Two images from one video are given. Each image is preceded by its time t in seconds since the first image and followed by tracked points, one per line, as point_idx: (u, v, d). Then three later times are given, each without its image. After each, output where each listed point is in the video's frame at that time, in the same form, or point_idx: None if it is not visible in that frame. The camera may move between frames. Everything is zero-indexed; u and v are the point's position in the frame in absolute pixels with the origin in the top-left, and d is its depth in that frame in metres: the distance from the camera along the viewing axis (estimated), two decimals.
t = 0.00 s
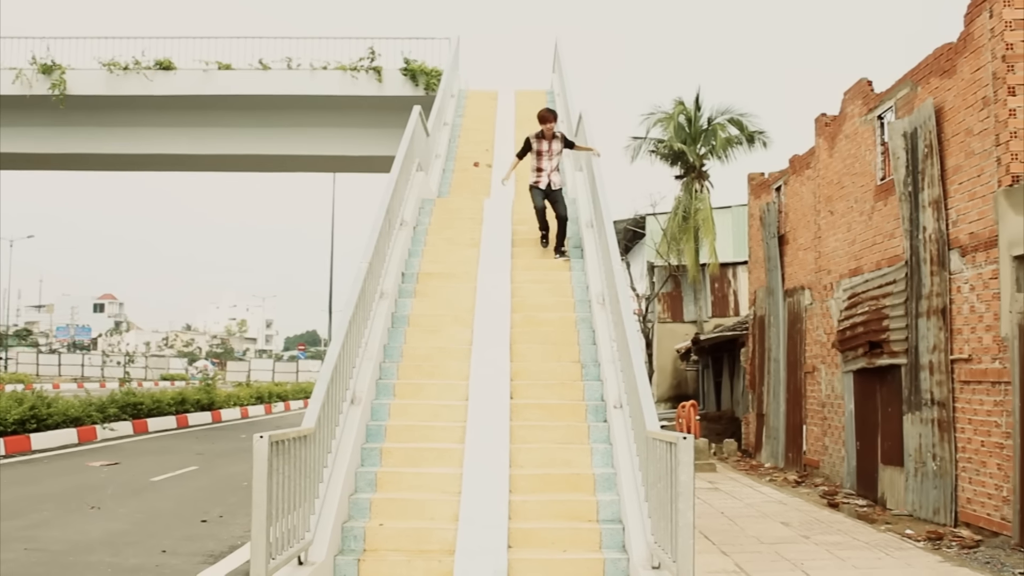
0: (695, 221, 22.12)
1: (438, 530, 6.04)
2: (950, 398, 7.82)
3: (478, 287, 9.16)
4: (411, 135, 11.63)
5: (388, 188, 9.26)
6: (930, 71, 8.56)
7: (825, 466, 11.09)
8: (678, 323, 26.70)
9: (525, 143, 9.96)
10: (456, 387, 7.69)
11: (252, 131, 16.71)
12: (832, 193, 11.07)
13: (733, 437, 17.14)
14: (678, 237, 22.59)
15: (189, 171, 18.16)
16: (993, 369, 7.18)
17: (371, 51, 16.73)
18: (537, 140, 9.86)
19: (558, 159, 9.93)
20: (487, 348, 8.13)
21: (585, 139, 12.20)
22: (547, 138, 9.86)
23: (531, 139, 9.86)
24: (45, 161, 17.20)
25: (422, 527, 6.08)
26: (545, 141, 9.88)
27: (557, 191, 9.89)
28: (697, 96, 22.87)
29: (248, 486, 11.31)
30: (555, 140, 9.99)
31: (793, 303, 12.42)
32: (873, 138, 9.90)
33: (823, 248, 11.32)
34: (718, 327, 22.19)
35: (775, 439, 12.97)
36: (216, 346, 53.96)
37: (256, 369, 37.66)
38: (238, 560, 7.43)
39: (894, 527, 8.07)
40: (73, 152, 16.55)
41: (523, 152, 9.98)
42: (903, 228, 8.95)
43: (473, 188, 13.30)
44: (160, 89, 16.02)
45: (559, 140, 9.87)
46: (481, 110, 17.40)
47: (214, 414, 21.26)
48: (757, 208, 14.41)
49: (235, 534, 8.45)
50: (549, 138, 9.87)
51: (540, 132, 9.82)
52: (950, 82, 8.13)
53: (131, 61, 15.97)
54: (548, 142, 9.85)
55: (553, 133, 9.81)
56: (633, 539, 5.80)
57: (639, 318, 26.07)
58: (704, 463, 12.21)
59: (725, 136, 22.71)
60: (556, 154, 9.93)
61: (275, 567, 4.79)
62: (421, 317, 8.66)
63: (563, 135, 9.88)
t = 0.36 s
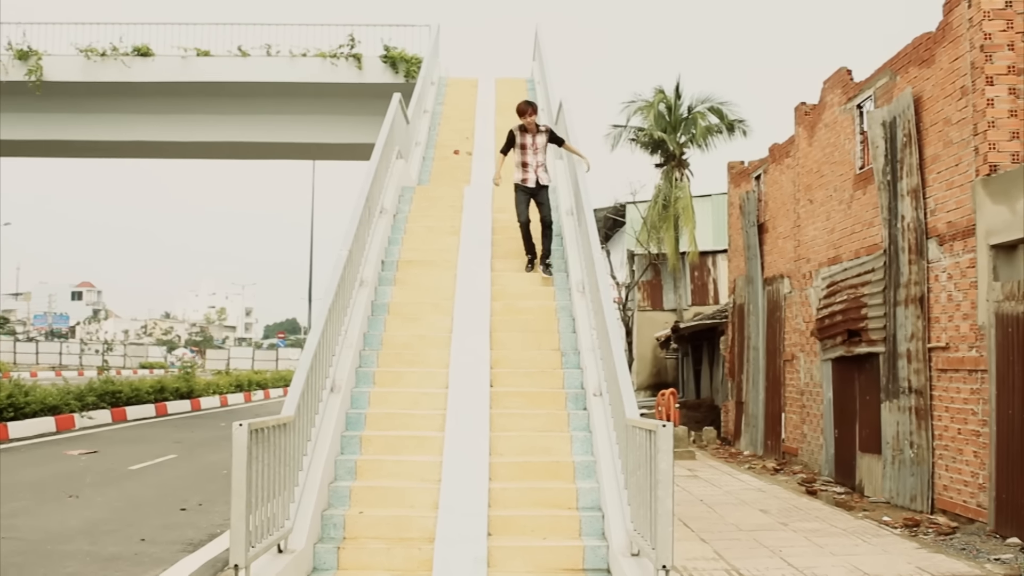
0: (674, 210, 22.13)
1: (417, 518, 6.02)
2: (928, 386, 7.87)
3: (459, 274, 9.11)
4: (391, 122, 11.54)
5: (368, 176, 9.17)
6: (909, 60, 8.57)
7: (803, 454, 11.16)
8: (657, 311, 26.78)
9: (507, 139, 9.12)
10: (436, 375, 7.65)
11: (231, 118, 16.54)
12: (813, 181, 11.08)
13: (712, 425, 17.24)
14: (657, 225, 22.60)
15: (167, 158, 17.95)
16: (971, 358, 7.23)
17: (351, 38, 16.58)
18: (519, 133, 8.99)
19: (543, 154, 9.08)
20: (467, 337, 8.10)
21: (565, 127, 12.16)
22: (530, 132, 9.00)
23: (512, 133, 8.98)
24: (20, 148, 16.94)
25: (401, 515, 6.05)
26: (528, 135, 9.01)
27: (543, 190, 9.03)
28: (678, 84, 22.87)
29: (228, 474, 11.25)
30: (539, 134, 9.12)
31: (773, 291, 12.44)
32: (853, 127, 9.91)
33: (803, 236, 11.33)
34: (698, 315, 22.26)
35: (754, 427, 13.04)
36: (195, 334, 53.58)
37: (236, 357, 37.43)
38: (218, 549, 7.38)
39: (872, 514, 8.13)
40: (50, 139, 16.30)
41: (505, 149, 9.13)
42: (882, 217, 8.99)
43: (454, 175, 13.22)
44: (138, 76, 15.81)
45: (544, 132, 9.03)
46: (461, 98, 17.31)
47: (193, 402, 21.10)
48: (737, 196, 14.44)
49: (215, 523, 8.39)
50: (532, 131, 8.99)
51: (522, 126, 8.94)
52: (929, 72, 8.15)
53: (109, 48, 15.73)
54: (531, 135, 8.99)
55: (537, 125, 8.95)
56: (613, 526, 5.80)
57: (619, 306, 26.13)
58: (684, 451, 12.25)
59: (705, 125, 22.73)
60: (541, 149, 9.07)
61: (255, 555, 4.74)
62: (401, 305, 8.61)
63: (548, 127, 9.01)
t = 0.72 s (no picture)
0: (661, 199, 22.12)
1: (404, 507, 6.00)
2: (912, 374, 7.92)
3: (445, 263, 9.09)
4: (377, 110, 11.47)
5: (354, 164, 9.12)
6: (894, 50, 8.59)
7: (788, 443, 11.22)
8: (644, 300, 26.82)
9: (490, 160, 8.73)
10: (423, 363, 7.63)
11: (217, 106, 16.40)
12: (799, 171, 11.09)
13: (698, 414, 17.30)
14: (644, 214, 22.60)
15: (151, 146, 17.79)
16: (955, 346, 7.27)
17: (337, 25, 16.45)
18: (502, 151, 8.59)
19: (529, 172, 8.61)
20: (453, 325, 8.08)
21: (551, 115, 12.13)
22: (513, 149, 8.58)
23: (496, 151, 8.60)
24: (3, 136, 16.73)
25: (388, 504, 6.03)
26: (511, 153, 8.58)
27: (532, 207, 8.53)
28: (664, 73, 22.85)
29: (214, 463, 11.20)
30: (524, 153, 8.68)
31: (759, 280, 12.48)
32: (838, 116, 9.93)
33: (789, 225, 11.35)
34: (684, 304, 22.31)
35: (739, 416, 13.10)
36: (180, 323, 53.32)
37: (221, 346, 37.27)
38: (205, 537, 7.35)
39: (856, 502, 8.18)
40: (33, 127, 16.12)
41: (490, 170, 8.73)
42: (867, 206, 9.02)
43: (440, 164, 13.16)
44: (122, 63, 15.64)
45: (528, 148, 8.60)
46: (448, 86, 17.23)
47: (179, 391, 21.00)
48: (723, 185, 14.46)
49: (201, 511, 8.36)
50: (515, 148, 8.58)
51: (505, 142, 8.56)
52: (914, 62, 8.17)
53: (93, 35, 15.53)
54: (515, 152, 8.56)
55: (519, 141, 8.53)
56: (599, 514, 5.80)
57: (605, 295, 26.14)
58: (670, 439, 12.29)
59: (691, 114, 22.73)
60: (527, 167, 8.62)
61: (241, 544, 4.71)
62: (387, 293, 8.57)
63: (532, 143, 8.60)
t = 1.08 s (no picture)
0: (651, 187, 22.10)
1: (394, 495, 6.00)
2: (901, 363, 7.95)
3: (435, 251, 9.06)
4: (367, 98, 11.40)
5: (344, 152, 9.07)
6: (885, 39, 8.58)
7: (778, 431, 11.27)
8: (634, 289, 26.85)
9: (490, 172, 8.06)
10: (413, 352, 7.62)
11: (206, 93, 16.29)
12: (789, 160, 11.09)
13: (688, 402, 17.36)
14: (634, 203, 22.58)
15: (140, 134, 17.65)
16: (944, 335, 7.30)
17: (327, 13, 16.33)
18: (505, 166, 7.95)
19: (531, 191, 8.01)
20: (444, 314, 8.06)
21: (542, 104, 12.08)
22: (517, 165, 7.95)
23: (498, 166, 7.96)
24: None
25: (378, 492, 6.03)
26: (514, 169, 7.95)
27: (529, 230, 7.95)
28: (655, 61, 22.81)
29: (204, 451, 11.18)
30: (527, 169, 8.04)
31: (749, 268, 12.48)
32: (829, 105, 9.93)
33: (779, 214, 11.35)
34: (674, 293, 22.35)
35: (729, 404, 13.14)
36: (168, 310, 53.10)
37: (211, 334, 37.17)
38: (195, 526, 7.34)
39: (845, 490, 8.23)
40: (20, 115, 15.96)
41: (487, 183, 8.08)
42: (857, 195, 9.03)
43: (430, 153, 13.11)
44: (111, 51, 15.50)
45: (533, 167, 8.00)
46: (438, 74, 17.15)
47: (169, 379, 20.94)
48: (714, 174, 14.45)
49: (191, 500, 8.34)
50: (520, 164, 7.94)
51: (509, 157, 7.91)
52: (904, 51, 8.16)
53: (82, 22, 15.38)
54: (519, 169, 7.92)
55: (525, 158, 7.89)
56: (589, 503, 5.81)
57: (596, 283, 26.16)
58: (660, 428, 12.33)
59: (682, 102, 22.71)
60: (528, 185, 8.00)
61: (231, 533, 4.69)
62: (377, 282, 8.55)
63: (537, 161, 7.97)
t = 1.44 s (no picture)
0: (638, 175, 22.08)
1: (381, 483, 5.99)
2: (887, 351, 7.99)
3: (421, 240, 9.02)
4: (354, 85, 11.33)
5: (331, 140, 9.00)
6: (871, 28, 8.59)
7: (764, 419, 11.32)
8: (621, 277, 26.88)
9: (479, 177, 7.42)
10: (399, 340, 7.60)
11: (192, 81, 16.14)
12: (776, 149, 11.09)
13: (675, 390, 17.41)
14: (621, 191, 22.56)
15: (125, 121, 17.48)
16: (929, 324, 7.34)
17: None
18: (497, 176, 7.34)
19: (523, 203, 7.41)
20: (429, 301, 8.04)
21: (529, 92, 12.06)
22: (511, 174, 7.35)
23: (489, 175, 7.35)
24: None
25: (365, 480, 6.01)
26: (507, 179, 7.35)
27: (519, 246, 7.35)
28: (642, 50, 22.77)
29: (190, 440, 11.13)
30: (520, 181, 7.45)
31: (736, 257, 12.51)
32: (816, 94, 9.94)
33: (766, 203, 11.36)
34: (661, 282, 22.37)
35: (715, 392, 13.20)
36: (154, 299, 52.78)
37: (197, 323, 36.96)
38: (182, 515, 7.30)
39: (830, 477, 8.28)
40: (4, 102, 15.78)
41: (474, 189, 7.44)
42: (843, 184, 9.05)
43: (417, 141, 13.04)
44: (96, 37, 15.32)
45: (527, 178, 7.42)
46: (425, 62, 17.06)
47: (155, 368, 20.82)
48: (701, 162, 14.46)
49: (178, 488, 8.30)
50: (513, 174, 7.36)
51: (502, 166, 7.32)
52: (891, 40, 8.17)
53: (66, 9, 15.20)
54: (512, 179, 7.33)
55: (519, 168, 7.32)
56: (575, 491, 5.81)
57: (582, 272, 26.17)
58: (646, 416, 12.37)
59: (669, 91, 22.69)
60: (522, 197, 7.41)
61: (217, 521, 4.66)
62: (363, 270, 8.51)
63: (531, 171, 7.39)
